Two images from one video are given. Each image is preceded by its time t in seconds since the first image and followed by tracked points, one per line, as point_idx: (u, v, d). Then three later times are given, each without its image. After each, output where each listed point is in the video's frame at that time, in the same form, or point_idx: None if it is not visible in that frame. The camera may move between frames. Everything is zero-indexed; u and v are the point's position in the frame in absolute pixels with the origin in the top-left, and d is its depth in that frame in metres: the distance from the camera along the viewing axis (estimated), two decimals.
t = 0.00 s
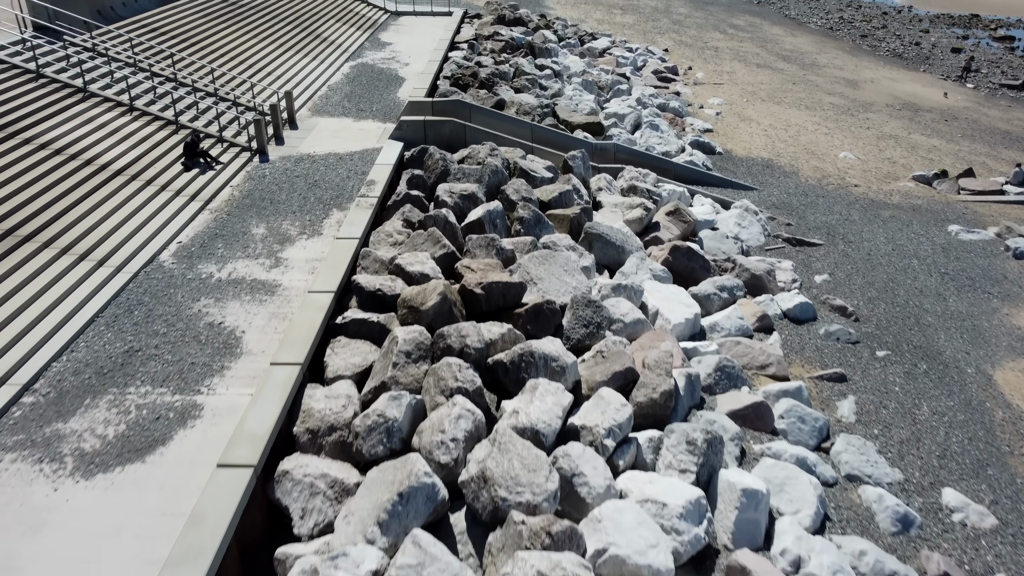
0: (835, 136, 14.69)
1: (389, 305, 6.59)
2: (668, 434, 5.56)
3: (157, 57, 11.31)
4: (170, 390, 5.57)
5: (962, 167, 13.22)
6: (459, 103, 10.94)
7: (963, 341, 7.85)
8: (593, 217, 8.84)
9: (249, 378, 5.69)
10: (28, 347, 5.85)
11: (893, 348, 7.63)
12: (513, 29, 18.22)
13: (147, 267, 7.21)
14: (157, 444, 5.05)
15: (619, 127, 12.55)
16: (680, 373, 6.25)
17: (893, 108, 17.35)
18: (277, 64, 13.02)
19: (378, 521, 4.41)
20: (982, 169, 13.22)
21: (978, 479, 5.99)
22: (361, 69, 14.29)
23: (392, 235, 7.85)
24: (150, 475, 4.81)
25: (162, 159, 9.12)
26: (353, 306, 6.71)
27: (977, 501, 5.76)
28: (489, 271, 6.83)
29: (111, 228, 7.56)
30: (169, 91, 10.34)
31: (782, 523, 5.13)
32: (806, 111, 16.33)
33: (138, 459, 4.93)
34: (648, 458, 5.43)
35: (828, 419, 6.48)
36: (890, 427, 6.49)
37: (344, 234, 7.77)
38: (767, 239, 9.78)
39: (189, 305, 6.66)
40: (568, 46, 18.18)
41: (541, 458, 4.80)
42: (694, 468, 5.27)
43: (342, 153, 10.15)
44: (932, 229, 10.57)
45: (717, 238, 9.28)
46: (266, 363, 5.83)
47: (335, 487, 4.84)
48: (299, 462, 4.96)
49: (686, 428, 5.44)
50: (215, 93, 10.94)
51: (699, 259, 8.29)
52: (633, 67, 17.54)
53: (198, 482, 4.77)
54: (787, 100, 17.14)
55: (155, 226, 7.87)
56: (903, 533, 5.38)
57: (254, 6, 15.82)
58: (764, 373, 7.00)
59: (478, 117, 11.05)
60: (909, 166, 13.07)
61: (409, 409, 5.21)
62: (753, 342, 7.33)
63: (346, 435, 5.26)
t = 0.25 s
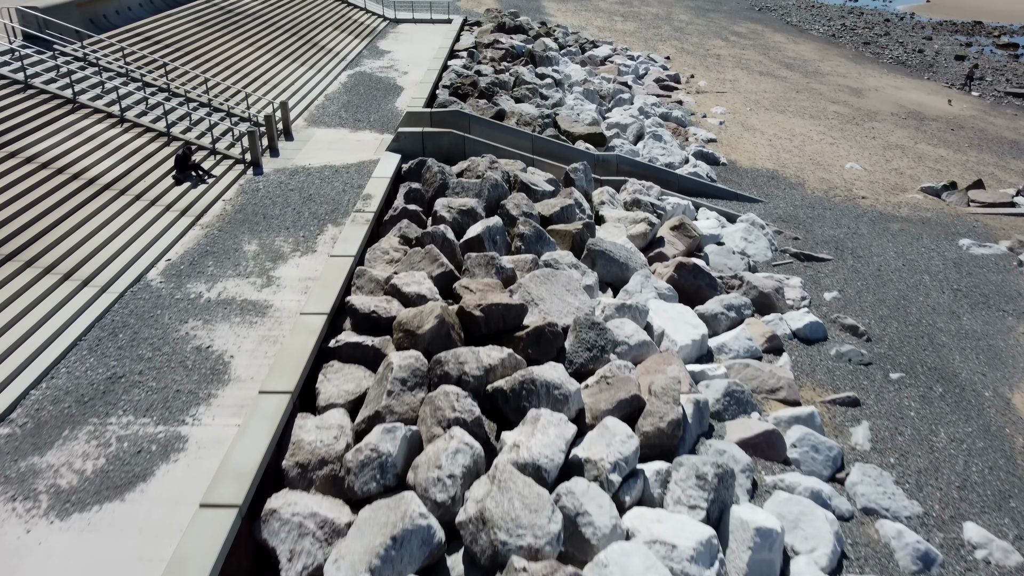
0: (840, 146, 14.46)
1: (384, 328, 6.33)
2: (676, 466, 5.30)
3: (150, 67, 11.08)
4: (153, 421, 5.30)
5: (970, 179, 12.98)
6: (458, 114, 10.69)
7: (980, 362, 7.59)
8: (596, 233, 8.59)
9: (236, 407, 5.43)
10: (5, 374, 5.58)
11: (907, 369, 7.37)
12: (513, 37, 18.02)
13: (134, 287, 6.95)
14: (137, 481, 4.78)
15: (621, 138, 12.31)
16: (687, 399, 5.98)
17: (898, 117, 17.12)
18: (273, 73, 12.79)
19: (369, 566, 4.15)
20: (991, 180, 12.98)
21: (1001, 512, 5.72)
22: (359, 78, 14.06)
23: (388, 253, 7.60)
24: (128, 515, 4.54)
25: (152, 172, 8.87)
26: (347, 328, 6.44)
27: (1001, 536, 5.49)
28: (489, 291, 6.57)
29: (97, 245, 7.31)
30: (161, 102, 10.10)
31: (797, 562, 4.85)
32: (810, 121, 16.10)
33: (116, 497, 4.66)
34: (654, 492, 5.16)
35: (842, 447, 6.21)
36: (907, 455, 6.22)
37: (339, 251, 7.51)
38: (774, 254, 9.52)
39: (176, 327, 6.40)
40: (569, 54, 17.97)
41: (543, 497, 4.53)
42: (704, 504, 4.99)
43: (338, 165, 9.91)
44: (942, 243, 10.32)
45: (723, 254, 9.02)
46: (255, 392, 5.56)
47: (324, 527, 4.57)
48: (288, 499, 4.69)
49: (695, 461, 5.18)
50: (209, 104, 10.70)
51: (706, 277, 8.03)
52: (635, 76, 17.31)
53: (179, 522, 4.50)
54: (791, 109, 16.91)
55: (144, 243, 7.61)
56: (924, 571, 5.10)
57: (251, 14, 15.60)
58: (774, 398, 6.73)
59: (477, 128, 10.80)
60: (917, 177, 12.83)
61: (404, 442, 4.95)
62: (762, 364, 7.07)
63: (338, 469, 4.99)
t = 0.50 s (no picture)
0: (846, 156, 14.22)
1: (379, 352, 6.07)
2: (684, 502, 5.02)
3: (143, 77, 10.84)
4: (134, 454, 5.03)
5: (979, 190, 12.74)
6: (457, 125, 10.46)
7: (997, 384, 7.33)
8: (599, 249, 8.33)
9: (222, 439, 5.16)
10: None
11: (923, 393, 7.10)
12: (514, 45, 17.80)
13: (120, 308, 6.70)
14: (115, 521, 4.51)
15: (624, 148, 12.07)
16: (695, 428, 5.70)
17: (904, 126, 16.89)
18: (269, 83, 12.56)
19: None
20: (1001, 191, 12.74)
21: None
22: (356, 87, 13.83)
23: (384, 271, 7.34)
24: (104, 560, 4.26)
25: (142, 185, 8.62)
26: (340, 352, 6.18)
27: None
28: (488, 313, 6.31)
29: (83, 263, 7.05)
30: (153, 113, 9.86)
31: None
32: (815, 130, 15.87)
33: (92, 539, 4.39)
34: (663, 530, 4.86)
35: (857, 477, 5.94)
36: (926, 486, 5.95)
37: (333, 269, 7.26)
38: (782, 269, 9.28)
39: (161, 351, 6.13)
40: (570, 62, 17.75)
41: (546, 540, 4.26)
42: (715, 544, 4.71)
43: (334, 178, 9.66)
44: (954, 257, 10.07)
45: (729, 270, 8.77)
46: (242, 422, 5.29)
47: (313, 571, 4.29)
48: (274, 541, 4.41)
49: (705, 498, 4.93)
50: (202, 114, 10.47)
51: (712, 295, 7.78)
52: (636, 84, 17.09)
53: (158, 567, 4.22)
54: (795, 118, 16.69)
55: (131, 260, 7.36)
56: None
57: (247, 22, 15.38)
58: (785, 424, 6.46)
59: (477, 139, 10.54)
60: (925, 189, 12.59)
61: (397, 479, 4.68)
62: (772, 388, 6.81)
63: (328, 506, 4.72)
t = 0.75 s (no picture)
0: (852, 166, 13.98)
1: (373, 378, 5.80)
2: (694, 539, 4.78)
3: (135, 87, 10.59)
4: (113, 490, 4.76)
5: (989, 202, 12.49)
6: (456, 136, 10.21)
7: (1016, 408, 7.06)
8: (602, 265, 8.07)
9: (206, 474, 4.89)
10: None
11: (939, 417, 6.84)
12: (514, 53, 17.58)
13: (104, 330, 6.43)
14: (90, 565, 4.24)
15: (626, 159, 11.82)
16: (705, 458, 5.44)
17: (909, 135, 16.66)
18: (264, 92, 12.32)
19: None
20: (1011, 203, 12.49)
21: None
22: (354, 96, 13.59)
23: (379, 290, 7.08)
24: None
25: (131, 199, 8.36)
26: (333, 378, 5.92)
27: None
28: (487, 336, 6.04)
29: (66, 283, 6.79)
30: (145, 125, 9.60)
31: None
32: (819, 139, 15.63)
33: None
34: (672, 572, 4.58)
35: (874, 509, 5.67)
36: (946, 519, 5.68)
37: (326, 288, 7.00)
38: (790, 285, 9.03)
39: (145, 377, 5.86)
40: (571, 70, 17.52)
41: None
42: None
43: (329, 191, 9.41)
44: (966, 272, 9.81)
45: (736, 287, 8.52)
46: (228, 455, 5.03)
47: None
48: None
49: (717, 537, 4.72)
50: (195, 126, 10.22)
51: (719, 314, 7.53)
52: (638, 92, 16.86)
53: None
54: (799, 127, 16.45)
55: (118, 279, 7.10)
56: None
57: (243, 30, 15.14)
58: (798, 451, 6.19)
59: (476, 150, 10.27)
60: (933, 201, 12.34)
61: (390, 520, 4.41)
62: (783, 412, 6.55)
63: (317, 548, 4.46)
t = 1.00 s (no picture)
0: (858, 176, 13.74)
1: (366, 406, 5.53)
2: None
3: (126, 97, 10.34)
4: (88, 531, 4.49)
5: (999, 214, 12.24)
6: (454, 148, 9.96)
7: None
8: (605, 283, 7.81)
9: (188, 513, 4.61)
10: None
11: (957, 444, 6.57)
12: (514, 61, 17.36)
13: (87, 353, 6.17)
14: None
15: (629, 171, 11.57)
16: (715, 492, 5.13)
17: (915, 144, 16.43)
18: (259, 102, 12.07)
19: None
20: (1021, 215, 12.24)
21: None
22: (351, 105, 13.35)
23: (374, 310, 6.82)
24: None
25: (119, 214, 8.11)
26: (324, 406, 5.65)
27: None
28: (486, 361, 5.77)
29: (49, 303, 6.52)
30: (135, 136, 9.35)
31: None
32: (824, 148, 15.39)
33: None
34: None
35: (892, 544, 5.39)
36: (968, 554, 5.40)
37: (319, 308, 6.73)
38: (798, 301, 8.78)
39: (128, 405, 5.59)
40: (572, 78, 17.30)
41: None
42: None
43: (324, 204, 9.16)
44: (978, 288, 9.55)
45: (743, 304, 8.26)
46: (212, 492, 4.76)
47: None
48: None
49: None
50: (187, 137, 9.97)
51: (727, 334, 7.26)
52: (640, 101, 16.63)
53: None
54: (804, 136, 16.22)
55: (102, 298, 6.84)
56: None
57: (239, 38, 14.92)
58: (811, 481, 5.92)
59: (475, 162, 10.02)
60: (942, 213, 12.09)
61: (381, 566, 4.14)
62: (794, 439, 6.28)
63: None
